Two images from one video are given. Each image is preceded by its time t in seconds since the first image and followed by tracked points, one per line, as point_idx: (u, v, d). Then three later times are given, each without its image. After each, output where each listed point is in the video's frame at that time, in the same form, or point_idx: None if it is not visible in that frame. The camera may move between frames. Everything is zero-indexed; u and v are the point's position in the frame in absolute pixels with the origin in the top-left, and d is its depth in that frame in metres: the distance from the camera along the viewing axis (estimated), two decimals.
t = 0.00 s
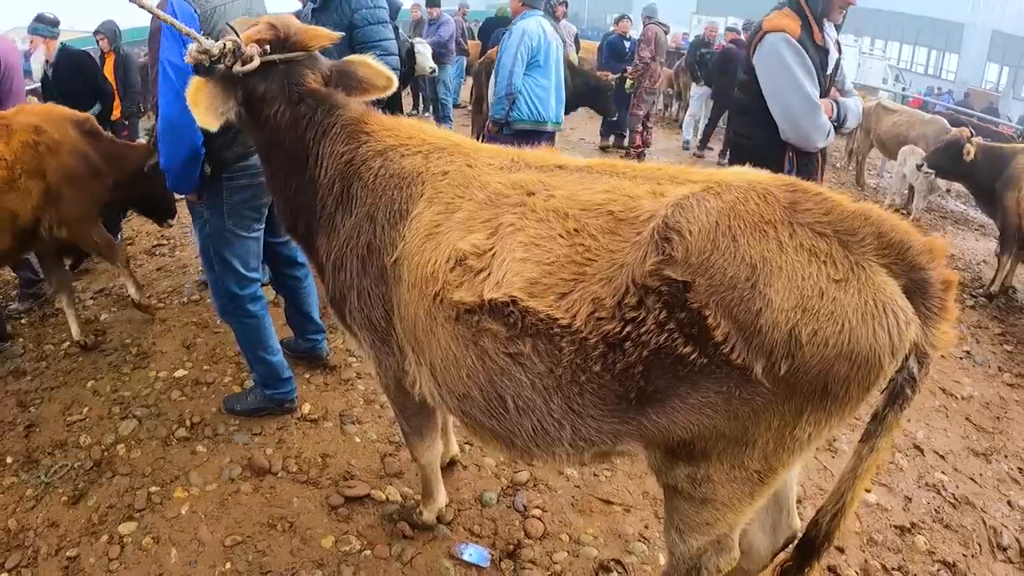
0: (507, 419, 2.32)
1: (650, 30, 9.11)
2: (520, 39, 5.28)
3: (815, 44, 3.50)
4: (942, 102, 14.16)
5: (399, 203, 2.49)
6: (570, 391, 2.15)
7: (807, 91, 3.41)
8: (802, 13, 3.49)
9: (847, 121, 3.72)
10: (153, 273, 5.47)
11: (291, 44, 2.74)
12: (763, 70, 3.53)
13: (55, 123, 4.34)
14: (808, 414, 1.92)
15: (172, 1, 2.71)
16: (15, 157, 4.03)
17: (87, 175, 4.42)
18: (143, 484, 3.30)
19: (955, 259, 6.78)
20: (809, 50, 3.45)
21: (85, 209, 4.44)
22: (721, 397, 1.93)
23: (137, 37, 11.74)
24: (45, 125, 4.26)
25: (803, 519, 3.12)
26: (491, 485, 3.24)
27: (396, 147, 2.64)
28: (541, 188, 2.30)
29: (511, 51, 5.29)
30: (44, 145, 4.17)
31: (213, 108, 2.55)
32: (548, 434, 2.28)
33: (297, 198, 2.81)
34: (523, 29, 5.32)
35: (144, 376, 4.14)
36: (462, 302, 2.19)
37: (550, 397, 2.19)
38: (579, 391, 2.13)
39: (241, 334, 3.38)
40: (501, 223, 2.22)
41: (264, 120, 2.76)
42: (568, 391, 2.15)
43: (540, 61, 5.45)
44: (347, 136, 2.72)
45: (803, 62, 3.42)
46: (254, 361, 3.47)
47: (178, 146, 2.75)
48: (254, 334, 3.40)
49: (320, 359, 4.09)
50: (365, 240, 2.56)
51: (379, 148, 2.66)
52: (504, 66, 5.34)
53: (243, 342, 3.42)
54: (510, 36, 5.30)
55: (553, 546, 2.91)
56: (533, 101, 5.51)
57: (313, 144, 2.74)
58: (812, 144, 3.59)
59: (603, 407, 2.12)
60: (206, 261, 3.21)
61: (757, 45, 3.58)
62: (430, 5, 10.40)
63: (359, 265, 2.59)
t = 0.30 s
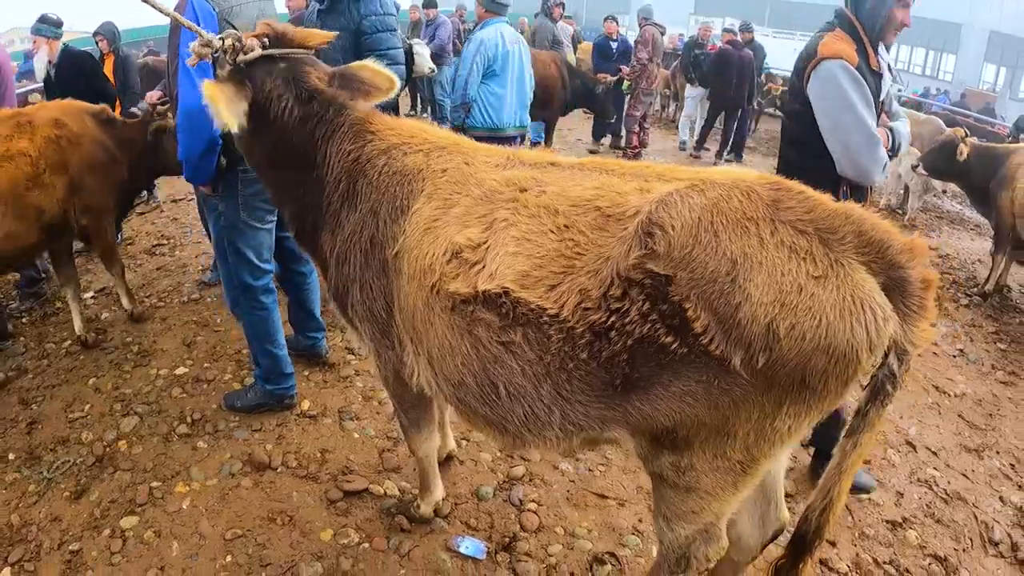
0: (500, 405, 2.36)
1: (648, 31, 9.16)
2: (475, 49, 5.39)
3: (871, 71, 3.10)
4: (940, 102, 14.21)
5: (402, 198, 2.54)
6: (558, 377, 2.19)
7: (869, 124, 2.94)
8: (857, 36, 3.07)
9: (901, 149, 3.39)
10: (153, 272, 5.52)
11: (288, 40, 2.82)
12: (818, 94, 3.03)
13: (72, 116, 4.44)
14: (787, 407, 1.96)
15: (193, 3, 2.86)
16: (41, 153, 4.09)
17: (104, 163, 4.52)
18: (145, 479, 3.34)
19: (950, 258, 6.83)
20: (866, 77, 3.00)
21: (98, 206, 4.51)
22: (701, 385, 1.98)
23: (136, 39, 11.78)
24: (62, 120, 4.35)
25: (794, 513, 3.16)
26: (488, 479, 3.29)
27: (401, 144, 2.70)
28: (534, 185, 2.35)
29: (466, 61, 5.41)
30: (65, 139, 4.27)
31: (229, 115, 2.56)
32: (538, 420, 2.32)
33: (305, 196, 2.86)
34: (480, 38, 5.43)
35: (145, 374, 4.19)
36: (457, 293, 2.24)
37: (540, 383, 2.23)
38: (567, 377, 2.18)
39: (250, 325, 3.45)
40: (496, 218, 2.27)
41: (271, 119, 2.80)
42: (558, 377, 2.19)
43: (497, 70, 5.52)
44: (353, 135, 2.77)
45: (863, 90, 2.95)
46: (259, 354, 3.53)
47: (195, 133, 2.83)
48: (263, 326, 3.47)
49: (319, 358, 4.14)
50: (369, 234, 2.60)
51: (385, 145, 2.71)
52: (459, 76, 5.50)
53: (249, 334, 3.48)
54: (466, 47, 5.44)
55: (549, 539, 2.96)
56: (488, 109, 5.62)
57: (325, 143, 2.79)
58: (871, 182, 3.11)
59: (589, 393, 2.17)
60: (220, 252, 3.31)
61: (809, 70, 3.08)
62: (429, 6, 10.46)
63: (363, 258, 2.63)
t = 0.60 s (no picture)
0: (502, 391, 2.40)
1: (647, 34, 9.18)
2: (439, 52, 5.47)
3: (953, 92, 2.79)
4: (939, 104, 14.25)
5: (406, 196, 2.59)
6: (556, 365, 2.24)
7: (953, 153, 2.61)
8: (938, 50, 2.74)
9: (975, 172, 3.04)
10: (156, 271, 5.58)
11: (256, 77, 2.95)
12: (898, 123, 2.70)
13: (93, 111, 4.45)
14: (773, 400, 2.01)
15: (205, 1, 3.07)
16: (61, 148, 4.17)
17: (122, 160, 4.49)
18: (148, 474, 3.39)
19: (945, 259, 6.88)
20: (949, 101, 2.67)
21: (110, 205, 4.53)
22: (690, 378, 2.03)
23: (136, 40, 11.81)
24: (84, 116, 4.38)
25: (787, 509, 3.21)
26: (486, 475, 3.34)
27: (403, 144, 2.75)
28: (534, 181, 2.41)
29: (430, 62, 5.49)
30: (85, 135, 4.31)
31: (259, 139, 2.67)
32: (538, 407, 2.37)
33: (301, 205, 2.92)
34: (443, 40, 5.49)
35: (148, 371, 4.24)
36: (461, 285, 2.28)
37: (538, 370, 2.28)
38: (564, 366, 2.22)
39: (257, 321, 3.52)
40: (496, 214, 2.32)
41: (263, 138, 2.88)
42: (555, 366, 2.24)
43: (461, 69, 5.61)
44: (355, 139, 2.84)
45: (946, 115, 2.61)
46: (264, 349, 3.59)
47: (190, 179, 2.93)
48: (271, 322, 3.53)
49: (319, 357, 4.20)
50: (376, 232, 2.65)
51: (389, 145, 2.76)
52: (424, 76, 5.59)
53: (255, 329, 3.55)
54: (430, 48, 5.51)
55: (546, 533, 3.01)
56: (453, 108, 5.74)
57: (331, 148, 2.85)
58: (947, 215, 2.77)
59: (585, 381, 2.22)
60: (228, 248, 3.37)
61: (884, 93, 2.74)
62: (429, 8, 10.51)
63: (371, 255, 2.68)
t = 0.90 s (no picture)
0: (505, 381, 2.43)
1: (650, 35, 9.17)
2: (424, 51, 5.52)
3: (995, 101, 2.45)
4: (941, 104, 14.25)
5: (408, 192, 2.62)
6: (556, 355, 2.27)
7: (988, 163, 2.35)
8: (983, 53, 2.44)
9: None
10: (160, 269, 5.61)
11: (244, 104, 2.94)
12: (930, 126, 2.45)
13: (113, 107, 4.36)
14: (767, 391, 2.04)
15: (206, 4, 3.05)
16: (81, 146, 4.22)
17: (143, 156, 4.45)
18: (152, 470, 3.42)
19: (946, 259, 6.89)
20: (990, 106, 2.40)
21: (122, 203, 4.07)
22: (685, 368, 2.06)
23: (138, 40, 11.83)
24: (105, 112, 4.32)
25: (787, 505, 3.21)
26: (488, 470, 3.37)
27: (405, 142, 2.78)
28: (535, 176, 2.44)
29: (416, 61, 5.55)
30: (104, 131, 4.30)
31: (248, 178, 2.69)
32: (539, 397, 2.39)
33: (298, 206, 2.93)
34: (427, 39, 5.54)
35: (152, 368, 4.27)
36: (464, 276, 2.31)
37: (539, 360, 2.31)
38: (564, 355, 2.25)
39: (260, 319, 3.54)
40: (498, 207, 2.35)
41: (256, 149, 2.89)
42: (555, 355, 2.27)
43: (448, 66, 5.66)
44: (355, 141, 2.88)
45: (983, 121, 2.36)
46: (267, 346, 3.62)
47: (183, 220, 2.91)
48: (273, 320, 3.55)
49: (320, 353, 4.23)
50: (380, 228, 2.68)
51: (391, 143, 2.80)
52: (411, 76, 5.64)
53: (258, 327, 3.58)
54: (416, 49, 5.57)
55: (547, 528, 3.04)
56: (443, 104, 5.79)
57: (328, 153, 2.89)
58: (982, 230, 2.51)
59: (584, 370, 2.25)
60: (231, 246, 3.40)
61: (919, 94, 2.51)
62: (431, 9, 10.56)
63: (376, 252, 2.70)
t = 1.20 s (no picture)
0: (516, 378, 2.45)
1: (656, 37, 9.18)
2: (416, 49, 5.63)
3: None
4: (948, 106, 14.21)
5: (418, 193, 2.66)
6: (567, 351, 2.30)
7: None
8: None
9: None
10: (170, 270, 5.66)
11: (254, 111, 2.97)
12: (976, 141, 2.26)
13: (138, 105, 4.50)
14: (772, 386, 2.07)
15: (216, 10, 3.07)
16: (105, 143, 4.34)
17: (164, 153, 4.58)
18: (164, 467, 3.46)
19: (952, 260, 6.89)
20: None
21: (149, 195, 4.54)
22: (694, 364, 2.09)
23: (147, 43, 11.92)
24: (130, 111, 4.46)
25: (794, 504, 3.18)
26: (496, 469, 3.40)
27: (413, 145, 2.82)
28: (544, 177, 2.47)
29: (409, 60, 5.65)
30: (129, 130, 4.42)
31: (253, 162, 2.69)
32: (550, 393, 2.42)
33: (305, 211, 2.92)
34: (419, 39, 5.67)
35: (163, 367, 4.32)
36: (476, 275, 2.35)
37: (549, 357, 2.34)
38: (574, 352, 2.29)
39: (272, 321, 3.58)
40: (509, 208, 2.39)
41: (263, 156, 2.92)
42: (566, 352, 2.31)
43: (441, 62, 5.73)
44: (364, 145, 2.91)
45: None
46: (278, 347, 3.66)
47: (191, 227, 2.90)
48: (285, 321, 3.59)
49: (330, 354, 4.27)
50: (391, 229, 2.71)
51: (399, 147, 2.84)
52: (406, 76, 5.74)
53: (270, 328, 3.62)
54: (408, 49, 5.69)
55: (555, 525, 3.07)
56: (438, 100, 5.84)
57: (337, 159, 2.91)
58: None
59: (594, 367, 2.28)
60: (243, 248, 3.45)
61: (967, 107, 2.34)
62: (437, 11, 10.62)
63: (386, 253, 2.73)
